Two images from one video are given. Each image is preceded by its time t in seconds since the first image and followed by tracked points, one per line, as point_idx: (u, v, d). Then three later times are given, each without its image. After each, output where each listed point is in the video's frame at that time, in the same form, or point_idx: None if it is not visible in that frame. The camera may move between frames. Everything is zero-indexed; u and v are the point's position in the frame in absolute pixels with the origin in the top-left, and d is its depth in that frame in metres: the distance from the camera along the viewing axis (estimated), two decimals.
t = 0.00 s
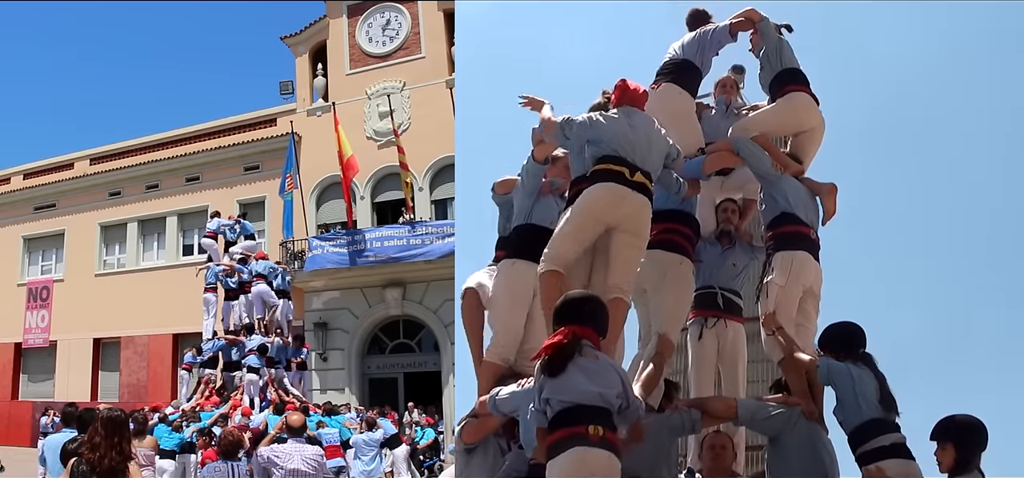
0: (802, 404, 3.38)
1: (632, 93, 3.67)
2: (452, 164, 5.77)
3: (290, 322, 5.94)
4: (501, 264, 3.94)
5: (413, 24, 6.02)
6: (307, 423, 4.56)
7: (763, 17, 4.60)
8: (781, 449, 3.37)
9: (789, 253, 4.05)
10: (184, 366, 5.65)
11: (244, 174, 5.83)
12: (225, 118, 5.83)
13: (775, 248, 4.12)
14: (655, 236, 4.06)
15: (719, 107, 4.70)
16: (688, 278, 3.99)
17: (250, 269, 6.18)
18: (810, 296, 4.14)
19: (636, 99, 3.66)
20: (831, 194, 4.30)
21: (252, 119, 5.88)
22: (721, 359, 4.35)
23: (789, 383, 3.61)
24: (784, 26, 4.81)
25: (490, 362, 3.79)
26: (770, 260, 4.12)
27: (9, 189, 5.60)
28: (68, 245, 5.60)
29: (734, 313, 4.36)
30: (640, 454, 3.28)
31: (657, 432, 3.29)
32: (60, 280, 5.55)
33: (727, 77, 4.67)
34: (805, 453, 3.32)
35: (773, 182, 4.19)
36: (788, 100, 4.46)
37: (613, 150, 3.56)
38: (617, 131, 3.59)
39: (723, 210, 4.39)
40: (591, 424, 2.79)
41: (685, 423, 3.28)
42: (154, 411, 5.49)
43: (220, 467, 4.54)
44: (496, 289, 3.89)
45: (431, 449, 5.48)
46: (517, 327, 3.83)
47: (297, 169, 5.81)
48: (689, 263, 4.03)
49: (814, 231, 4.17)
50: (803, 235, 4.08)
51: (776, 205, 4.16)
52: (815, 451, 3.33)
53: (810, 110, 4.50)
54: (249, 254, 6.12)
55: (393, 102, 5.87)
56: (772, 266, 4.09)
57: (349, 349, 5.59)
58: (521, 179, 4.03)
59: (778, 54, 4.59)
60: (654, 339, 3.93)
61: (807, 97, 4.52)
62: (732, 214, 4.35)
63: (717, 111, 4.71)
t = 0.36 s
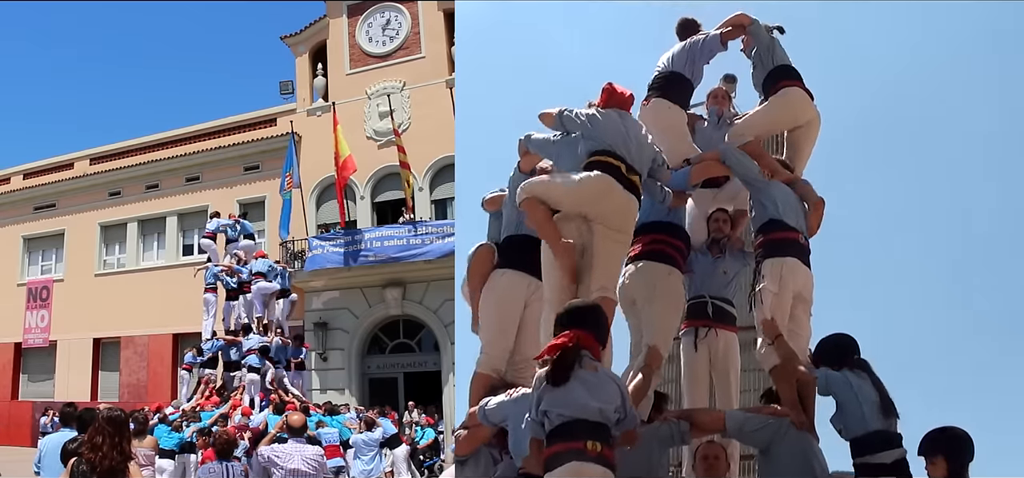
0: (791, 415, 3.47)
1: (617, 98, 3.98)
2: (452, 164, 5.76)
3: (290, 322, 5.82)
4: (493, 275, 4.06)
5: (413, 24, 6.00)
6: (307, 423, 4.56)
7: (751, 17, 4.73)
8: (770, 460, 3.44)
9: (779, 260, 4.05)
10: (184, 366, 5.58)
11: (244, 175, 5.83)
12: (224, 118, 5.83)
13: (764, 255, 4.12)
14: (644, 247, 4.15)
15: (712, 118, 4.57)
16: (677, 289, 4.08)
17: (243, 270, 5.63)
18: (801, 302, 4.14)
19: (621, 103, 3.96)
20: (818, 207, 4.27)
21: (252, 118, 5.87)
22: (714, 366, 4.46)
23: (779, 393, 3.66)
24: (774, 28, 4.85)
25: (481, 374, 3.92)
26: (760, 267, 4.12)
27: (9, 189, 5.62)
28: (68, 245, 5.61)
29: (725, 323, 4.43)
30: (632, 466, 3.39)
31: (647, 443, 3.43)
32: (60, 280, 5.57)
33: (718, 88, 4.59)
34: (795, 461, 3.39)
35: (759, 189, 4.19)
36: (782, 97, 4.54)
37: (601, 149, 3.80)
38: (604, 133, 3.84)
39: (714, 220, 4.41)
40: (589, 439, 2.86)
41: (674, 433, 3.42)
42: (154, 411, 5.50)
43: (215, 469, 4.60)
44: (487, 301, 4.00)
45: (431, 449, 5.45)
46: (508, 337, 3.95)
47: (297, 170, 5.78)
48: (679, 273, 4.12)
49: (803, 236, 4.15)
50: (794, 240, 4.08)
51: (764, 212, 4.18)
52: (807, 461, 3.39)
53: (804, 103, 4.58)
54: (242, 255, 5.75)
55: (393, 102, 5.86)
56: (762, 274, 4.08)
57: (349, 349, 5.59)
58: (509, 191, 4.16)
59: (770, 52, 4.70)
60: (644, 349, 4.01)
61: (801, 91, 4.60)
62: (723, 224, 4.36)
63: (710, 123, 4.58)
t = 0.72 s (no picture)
0: (783, 419, 3.58)
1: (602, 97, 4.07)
2: (452, 164, 5.76)
3: (289, 322, 5.78)
4: (489, 281, 4.19)
5: (413, 24, 6.00)
6: (307, 423, 4.57)
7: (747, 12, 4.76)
8: (761, 462, 3.59)
9: (774, 262, 4.07)
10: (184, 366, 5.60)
11: (244, 174, 5.82)
12: (224, 118, 5.81)
13: (759, 258, 4.15)
14: (638, 249, 4.15)
15: (704, 124, 4.58)
16: (669, 292, 4.07)
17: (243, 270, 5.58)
18: (796, 306, 4.15)
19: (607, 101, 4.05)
20: (819, 209, 4.33)
21: (252, 118, 5.84)
22: (708, 370, 4.49)
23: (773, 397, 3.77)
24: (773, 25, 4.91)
25: (476, 376, 4.01)
26: (756, 270, 4.14)
27: (9, 189, 5.63)
28: (68, 245, 5.62)
29: (720, 327, 4.47)
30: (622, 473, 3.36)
31: (637, 449, 3.41)
32: (59, 280, 5.58)
33: (711, 94, 4.55)
34: (785, 463, 3.53)
35: (758, 194, 4.21)
36: (776, 85, 4.57)
37: (585, 150, 3.89)
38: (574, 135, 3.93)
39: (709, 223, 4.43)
40: (590, 445, 3.05)
41: (665, 437, 3.43)
42: (154, 411, 5.52)
43: (207, 469, 4.55)
44: (483, 305, 4.13)
45: (432, 449, 5.44)
46: (503, 342, 4.09)
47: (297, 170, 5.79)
48: (671, 276, 4.12)
49: (799, 238, 4.18)
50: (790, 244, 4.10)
51: (761, 216, 4.21)
52: (797, 466, 3.53)
53: (799, 92, 4.59)
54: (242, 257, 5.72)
55: (393, 102, 5.86)
56: (756, 276, 4.10)
57: (349, 349, 5.60)
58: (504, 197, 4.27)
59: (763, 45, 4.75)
60: (635, 350, 4.02)
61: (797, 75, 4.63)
62: (719, 227, 4.39)
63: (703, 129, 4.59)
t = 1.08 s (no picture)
0: (776, 422, 3.60)
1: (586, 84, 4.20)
2: (452, 164, 5.75)
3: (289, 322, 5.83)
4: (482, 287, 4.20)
5: (413, 24, 5.99)
6: (307, 423, 4.57)
7: (737, 0, 4.87)
8: (756, 466, 3.57)
9: (770, 267, 4.07)
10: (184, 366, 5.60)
11: (244, 174, 5.86)
12: (224, 118, 5.79)
13: (756, 262, 4.14)
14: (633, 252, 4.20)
15: (697, 117, 5.02)
16: (664, 293, 4.10)
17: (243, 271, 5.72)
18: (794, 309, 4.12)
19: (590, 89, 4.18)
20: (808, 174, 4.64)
21: (252, 118, 5.83)
22: (704, 375, 4.47)
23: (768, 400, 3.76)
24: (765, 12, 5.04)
25: (471, 382, 4.04)
26: (752, 275, 4.13)
27: (9, 189, 5.63)
28: (68, 245, 5.62)
29: (715, 331, 4.47)
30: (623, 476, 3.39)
31: (638, 451, 3.44)
32: (59, 280, 5.58)
33: (704, 90, 5.03)
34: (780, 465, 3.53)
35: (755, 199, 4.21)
36: (771, 76, 4.63)
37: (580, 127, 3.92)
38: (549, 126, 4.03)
39: (703, 226, 4.53)
40: (598, 447, 3.14)
41: (660, 440, 3.47)
42: (154, 411, 5.51)
43: (199, 470, 4.27)
44: (478, 311, 4.13)
45: (431, 449, 5.45)
46: (497, 348, 4.09)
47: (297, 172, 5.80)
48: (666, 278, 4.15)
49: (795, 242, 4.17)
50: (786, 247, 4.11)
51: (756, 219, 4.19)
52: (792, 466, 3.52)
53: (793, 77, 4.62)
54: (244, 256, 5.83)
55: (393, 102, 5.85)
56: (754, 281, 4.09)
57: (349, 349, 5.58)
58: (498, 200, 4.30)
59: (755, 32, 4.84)
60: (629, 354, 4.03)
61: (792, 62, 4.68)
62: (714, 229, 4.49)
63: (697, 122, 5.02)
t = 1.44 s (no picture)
0: (772, 421, 3.59)
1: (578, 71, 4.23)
2: (452, 164, 5.77)
3: (290, 321, 5.81)
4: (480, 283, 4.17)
5: (413, 24, 6.01)
6: (307, 423, 4.57)
7: None
8: (752, 465, 3.58)
9: (762, 265, 4.05)
10: (185, 366, 5.59)
11: (244, 175, 5.84)
12: (224, 118, 5.82)
13: (747, 261, 4.12)
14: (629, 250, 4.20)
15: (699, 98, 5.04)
16: (660, 291, 4.12)
17: (244, 270, 5.68)
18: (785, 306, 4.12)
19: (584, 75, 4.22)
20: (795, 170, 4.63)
21: (252, 118, 5.85)
22: (697, 374, 4.48)
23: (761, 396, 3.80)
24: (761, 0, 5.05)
25: (470, 379, 4.07)
26: (744, 273, 4.11)
27: (9, 189, 5.64)
28: (68, 245, 5.62)
29: (708, 328, 4.47)
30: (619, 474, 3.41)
31: (628, 448, 3.44)
32: (59, 280, 5.58)
33: (704, 70, 5.06)
34: (776, 464, 3.54)
35: (748, 193, 4.18)
36: (768, 68, 4.60)
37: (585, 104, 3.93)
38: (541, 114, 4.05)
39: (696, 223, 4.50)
40: (600, 446, 3.16)
41: (655, 439, 3.47)
42: (153, 411, 5.50)
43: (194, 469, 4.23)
44: (475, 307, 4.13)
45: (431, 449, 5.44)
46: (496, 344, 4.09)
47: (297, 169, 5.78)
48: (663, 276, 4.17)
49: (787, 241, 4.16)
50: (777, 246, 4.09)
51: (750, 216, 4.19)
52: (787, 466, 3.54)
53: (790, 70, 4.61)
54: (246, 257, 5.79)
55: (393, 102, 5.85)
56: (745, 279, 4.08)
57: (349, 349, 5.58)
58: (495, 192, 4.25)
59: (756, 23, 4.80)
60: (626, 350, 4.08)
61: (787, 55, 4.65)
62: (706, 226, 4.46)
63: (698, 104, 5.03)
